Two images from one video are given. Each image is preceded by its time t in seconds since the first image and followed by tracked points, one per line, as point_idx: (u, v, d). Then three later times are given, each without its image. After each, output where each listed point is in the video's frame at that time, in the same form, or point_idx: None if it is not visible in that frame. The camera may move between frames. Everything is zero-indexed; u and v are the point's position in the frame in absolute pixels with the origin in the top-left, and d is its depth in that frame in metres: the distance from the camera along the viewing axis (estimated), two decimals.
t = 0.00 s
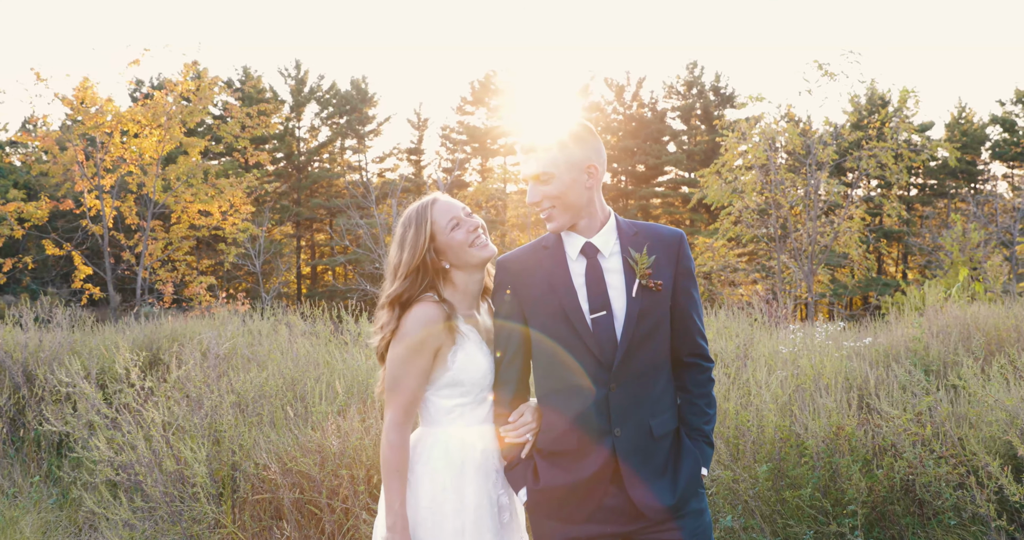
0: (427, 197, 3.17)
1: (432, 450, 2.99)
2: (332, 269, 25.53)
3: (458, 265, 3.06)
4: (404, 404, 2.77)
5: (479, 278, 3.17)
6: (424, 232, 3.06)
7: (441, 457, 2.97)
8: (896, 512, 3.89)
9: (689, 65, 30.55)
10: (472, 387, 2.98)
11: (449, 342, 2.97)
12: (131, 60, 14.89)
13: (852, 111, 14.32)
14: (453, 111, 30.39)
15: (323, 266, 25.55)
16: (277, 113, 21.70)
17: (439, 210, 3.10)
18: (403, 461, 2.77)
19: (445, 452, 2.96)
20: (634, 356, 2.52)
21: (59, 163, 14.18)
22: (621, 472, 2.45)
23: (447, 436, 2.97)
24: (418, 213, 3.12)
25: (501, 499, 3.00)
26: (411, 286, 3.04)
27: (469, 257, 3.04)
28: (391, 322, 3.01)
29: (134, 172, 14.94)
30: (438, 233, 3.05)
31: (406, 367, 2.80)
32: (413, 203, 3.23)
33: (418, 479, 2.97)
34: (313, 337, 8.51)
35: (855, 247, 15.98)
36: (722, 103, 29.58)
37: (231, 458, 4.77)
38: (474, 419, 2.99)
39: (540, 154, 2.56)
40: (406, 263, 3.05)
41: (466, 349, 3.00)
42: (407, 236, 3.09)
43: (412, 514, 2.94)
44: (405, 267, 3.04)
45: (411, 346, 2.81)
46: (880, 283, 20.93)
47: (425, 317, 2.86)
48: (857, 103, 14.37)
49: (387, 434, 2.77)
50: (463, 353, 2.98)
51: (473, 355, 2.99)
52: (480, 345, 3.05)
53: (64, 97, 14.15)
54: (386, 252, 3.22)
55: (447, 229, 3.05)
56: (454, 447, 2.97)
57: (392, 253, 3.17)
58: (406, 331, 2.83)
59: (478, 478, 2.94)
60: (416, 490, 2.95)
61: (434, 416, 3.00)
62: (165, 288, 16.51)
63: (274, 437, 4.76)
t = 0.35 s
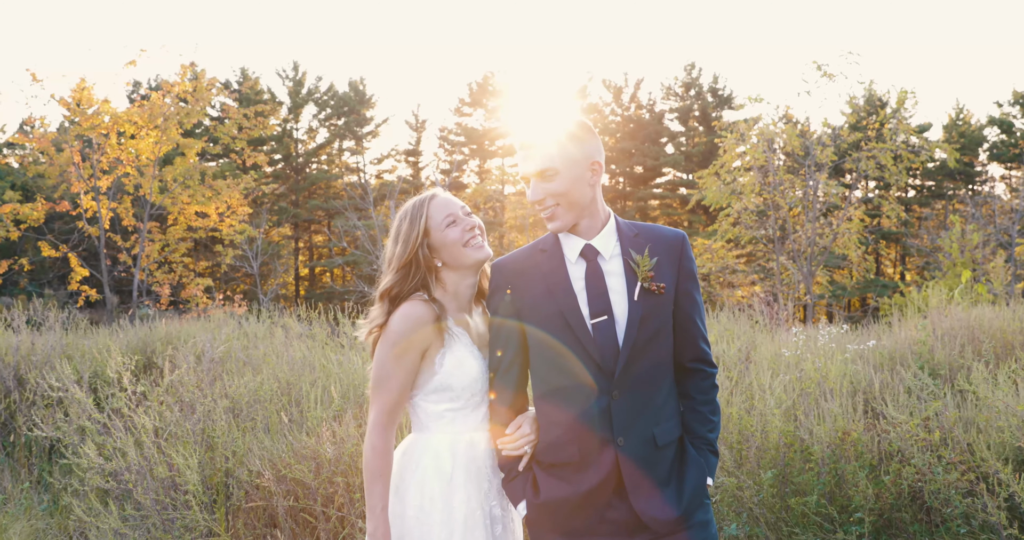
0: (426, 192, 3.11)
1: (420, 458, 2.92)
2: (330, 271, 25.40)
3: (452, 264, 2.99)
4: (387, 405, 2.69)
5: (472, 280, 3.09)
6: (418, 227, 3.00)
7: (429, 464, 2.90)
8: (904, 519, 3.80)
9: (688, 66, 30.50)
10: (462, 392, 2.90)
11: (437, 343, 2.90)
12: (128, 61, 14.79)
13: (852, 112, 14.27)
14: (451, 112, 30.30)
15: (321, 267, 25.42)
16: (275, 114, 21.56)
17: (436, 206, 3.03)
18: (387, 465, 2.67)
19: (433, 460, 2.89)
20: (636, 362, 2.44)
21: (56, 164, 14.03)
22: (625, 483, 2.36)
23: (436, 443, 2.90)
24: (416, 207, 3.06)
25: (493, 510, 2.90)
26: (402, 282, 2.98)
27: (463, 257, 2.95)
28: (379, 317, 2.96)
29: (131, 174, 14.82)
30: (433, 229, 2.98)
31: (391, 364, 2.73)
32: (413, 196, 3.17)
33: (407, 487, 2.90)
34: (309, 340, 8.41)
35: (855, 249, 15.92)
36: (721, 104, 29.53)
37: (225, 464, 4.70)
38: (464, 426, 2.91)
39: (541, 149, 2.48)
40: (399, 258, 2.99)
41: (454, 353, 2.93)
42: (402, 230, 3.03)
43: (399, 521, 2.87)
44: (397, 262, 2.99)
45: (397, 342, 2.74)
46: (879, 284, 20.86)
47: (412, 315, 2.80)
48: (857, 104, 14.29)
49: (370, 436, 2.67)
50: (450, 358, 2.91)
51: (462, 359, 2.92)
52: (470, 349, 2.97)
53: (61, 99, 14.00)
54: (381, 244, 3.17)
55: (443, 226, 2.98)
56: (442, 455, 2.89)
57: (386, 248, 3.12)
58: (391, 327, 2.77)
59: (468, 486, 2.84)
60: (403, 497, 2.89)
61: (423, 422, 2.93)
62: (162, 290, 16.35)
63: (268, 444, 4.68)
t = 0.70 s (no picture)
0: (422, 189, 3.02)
1: (408, 473, 2.82)
2: (325, 270, 25.23)
3: (439, 268, 2.88)
4: (370, 418, 2.60)
5: (459, 287, 2.97)
6: (408, 226, 2.90)
7: (417, 479, 2.80)
8: (911, 526, 3.71)
9: (684, 65, 30.42)
10: (448, 404, 2.81)
11: (419, 351, 2.81)
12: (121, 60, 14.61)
13: (850, 112, 14.19)
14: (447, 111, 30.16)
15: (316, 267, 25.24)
16: (269, 113, 21.37)
17: (429, 205, 2.94)
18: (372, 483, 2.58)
19: (421, 476, 2.79)
20: (637, 370, 2.32)
21: (48, 164, 13.85)
22: (626, 497, 2.25)
23: (425, 458, 2.82)
24: (408, 205, 2.96)
25: (487, 527, 2.77)
26: (387, 283, 2.91)
27: (450, 261, 2.83)
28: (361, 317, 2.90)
29: (124, 173, 14.62)
30: (422, 230, 2.89)
31: (367, 371, 2.64)
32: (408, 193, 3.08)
33: (395, 505, 2.79)
34: (302, 342, 8.27)
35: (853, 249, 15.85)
36: (717, 104, 29.46)
37: (214, 471, 4.60)
38: (452, 438, 2.83)
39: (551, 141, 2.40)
40: (386, 258, 2.92)
41: (438, 362, 2.83)
42: (391, 228, 2.95)
43: None
44: (384, 261, 2.92)
45: (374, 347, 2.66)
46: (876, 284, 20.80)
47: (391, 319, 2.72)
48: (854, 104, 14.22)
49: (353, 452, 2.59)
50: (434, 366, 2.82)
51: (446, 368, 2.82)
52: (456, 358, 2.88)
53: (55, 98, 13.80)
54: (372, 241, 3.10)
55: (433, 227, 2.88)
56: (430, 470, 2.79)
57: (375, 245, 3.05)
58: (369, 330, 2.69)
59: (459, 501, 2.75)
60: (392, 516, 2.77)
61: (410, 436, 2.85)
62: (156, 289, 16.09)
63: (258, 449, 4.57)
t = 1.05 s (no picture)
0: (411, 187, 2.91)
1: (396, 487, 2.74)
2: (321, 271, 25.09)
3: (431, 269, 2.77)
4: (358, 431, 2.52)
5: (454, 289, 2.87)
6: (397, 226, 2.80)
7: (405, 494, 2.71)
8: (919, 535, 3.62)
9: (680, 65, 30.37)
10: (441, 416, 2.73)
11: (411, 360, 2.73)
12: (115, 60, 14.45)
13: (847, 112, 14.14)
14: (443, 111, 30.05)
15: (312, 267, 25.08)
16: (265, 113, 21.22)
17: (419, 203, 2.83)
18: (357, 499, 2.52)
19: (410, 490, 2.71)
20: (640, 380, 2.22)
21: (42, 164, 13.68)
22: (630, 513, 2.16)
23: (414, 472, 2.74)
24: (398, 203, 2.86)
25: None
26: (376, 287, 2.82)
27: (443, 261, 2.73)
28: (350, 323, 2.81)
29: (118, 173, 14.45)
30: (413, 230, 2.79)
31: (356, 381, 2.55)
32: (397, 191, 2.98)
33: (382, 519, 2.70)
34: (296, 345, 8.14)
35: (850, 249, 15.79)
36: (713, 104, 29.41)
37: (206, 478, 4.54)
38: (443, 452, 2.75)
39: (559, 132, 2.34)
40: (375, 260, 2.82)
41: (430, 372, 2.75)
42: (380, 229, 2.85)
43: None
44: (373, 264, 2.82)
45: (362, 355, 2.56)
46: (873, 284, 20.76)
47: (381, 324, 2.62)
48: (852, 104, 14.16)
49: (339, 465, 2.51)
50: (426, 377, 2.74)
51: (438, 379, 2.74)
52: (449, 367, 2.79)
53: (50, 97, 13.64)
54: (360, 242, 3.00)
55: (424, 227, 2.78)
56: (419, 484, 2.71)
57: (363, 246, 2.95)
58: (358, 338, 2.60)
59: (449, 518, 2.66)
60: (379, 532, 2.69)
61: (400, 449, 2.76)
62: (151, 290, 15.93)
63: (250, 455, 4.47)
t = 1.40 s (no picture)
0: (404, 186, 2.80)
1: (383, 502, 2.65)
2: (316, 272, 24.92)
3: (427, 272, 2.67)
4: (346, 444, 2.43)
5: (451, 293, 2.77)
6: (391, 228, 2.70)
7: (392, 510, 2.63)
8: None
9: (675, 66, 30.34)
10: (433, 431, 2.63)
11: (405, 371, 2.62)
12: (107, 60, 14.27)
13: (844, 112, 14.08)
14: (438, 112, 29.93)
15: (306, 269, 24.90)
16: (259, 114, 21.04)
17: (414, 202, 2.72)
18: (342, 516, 2.45)
19: (397, 506, 2.63)
20: (646, 390, 2.11)
21: (34, 165, 13.49)
22: (636, 530, 2.05)
23: (402, 487, 2.65)
24: (390, 203, 2.75)
25: None
26: (370, 291, 2.70)
27: (441, 264, 2.62)
28: (343, 331, 2.68)
29: (110, 174, 14.26)
30: (408, 231, 2.68)
31: (349, 392, 2.44)
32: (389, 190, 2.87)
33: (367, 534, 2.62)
34: (289, 349, 8.01)
35: (847, 250, 15.74)
36: (708, 105, 29.38)
37: (195, 487, 4.51)
38: (434, 467, 2.66)
39: (566, 127, 2.26)
40: (368, 264, 2.71)
41: (424, 384, 2.65)
42: (373, 231, 2.73)
43: None
44: (366, 268, 2.71)
45: (356, 365, 2.45)
46: (869, 285, 20.72)
47: (377, 331, 2.51)
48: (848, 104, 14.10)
49: (325, 480, 2.42)
50: (420, 389, 2.63)
51: (432, 391, 2.64)
52: (443, 379, 2.69)
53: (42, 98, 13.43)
54: (350, 246, 2.88)
55: (420, 228, 2.67)
56: (407, 500, 2.63)
57: (353, 250, 2.84)
58: (351, 346, 2.48)
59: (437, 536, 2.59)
60: None
61: (388, 463, 2.67)
62: (144, 291, 15.73)
63: (241, 463, 4.37)
